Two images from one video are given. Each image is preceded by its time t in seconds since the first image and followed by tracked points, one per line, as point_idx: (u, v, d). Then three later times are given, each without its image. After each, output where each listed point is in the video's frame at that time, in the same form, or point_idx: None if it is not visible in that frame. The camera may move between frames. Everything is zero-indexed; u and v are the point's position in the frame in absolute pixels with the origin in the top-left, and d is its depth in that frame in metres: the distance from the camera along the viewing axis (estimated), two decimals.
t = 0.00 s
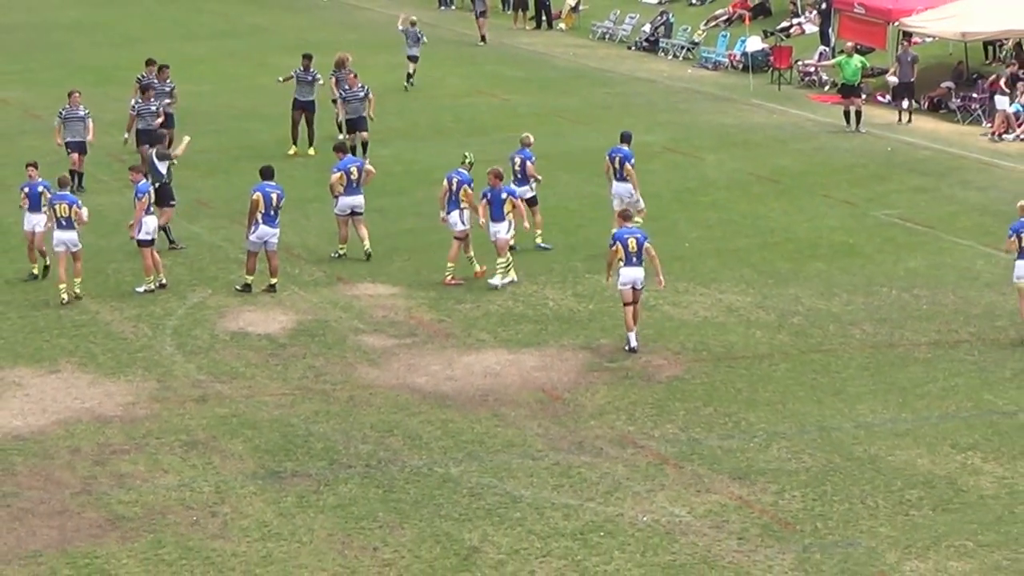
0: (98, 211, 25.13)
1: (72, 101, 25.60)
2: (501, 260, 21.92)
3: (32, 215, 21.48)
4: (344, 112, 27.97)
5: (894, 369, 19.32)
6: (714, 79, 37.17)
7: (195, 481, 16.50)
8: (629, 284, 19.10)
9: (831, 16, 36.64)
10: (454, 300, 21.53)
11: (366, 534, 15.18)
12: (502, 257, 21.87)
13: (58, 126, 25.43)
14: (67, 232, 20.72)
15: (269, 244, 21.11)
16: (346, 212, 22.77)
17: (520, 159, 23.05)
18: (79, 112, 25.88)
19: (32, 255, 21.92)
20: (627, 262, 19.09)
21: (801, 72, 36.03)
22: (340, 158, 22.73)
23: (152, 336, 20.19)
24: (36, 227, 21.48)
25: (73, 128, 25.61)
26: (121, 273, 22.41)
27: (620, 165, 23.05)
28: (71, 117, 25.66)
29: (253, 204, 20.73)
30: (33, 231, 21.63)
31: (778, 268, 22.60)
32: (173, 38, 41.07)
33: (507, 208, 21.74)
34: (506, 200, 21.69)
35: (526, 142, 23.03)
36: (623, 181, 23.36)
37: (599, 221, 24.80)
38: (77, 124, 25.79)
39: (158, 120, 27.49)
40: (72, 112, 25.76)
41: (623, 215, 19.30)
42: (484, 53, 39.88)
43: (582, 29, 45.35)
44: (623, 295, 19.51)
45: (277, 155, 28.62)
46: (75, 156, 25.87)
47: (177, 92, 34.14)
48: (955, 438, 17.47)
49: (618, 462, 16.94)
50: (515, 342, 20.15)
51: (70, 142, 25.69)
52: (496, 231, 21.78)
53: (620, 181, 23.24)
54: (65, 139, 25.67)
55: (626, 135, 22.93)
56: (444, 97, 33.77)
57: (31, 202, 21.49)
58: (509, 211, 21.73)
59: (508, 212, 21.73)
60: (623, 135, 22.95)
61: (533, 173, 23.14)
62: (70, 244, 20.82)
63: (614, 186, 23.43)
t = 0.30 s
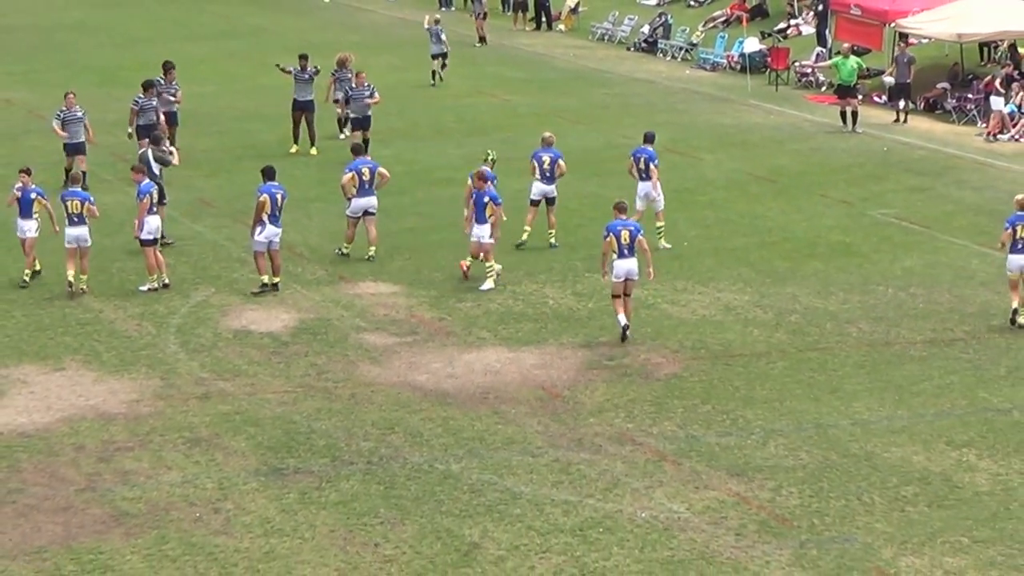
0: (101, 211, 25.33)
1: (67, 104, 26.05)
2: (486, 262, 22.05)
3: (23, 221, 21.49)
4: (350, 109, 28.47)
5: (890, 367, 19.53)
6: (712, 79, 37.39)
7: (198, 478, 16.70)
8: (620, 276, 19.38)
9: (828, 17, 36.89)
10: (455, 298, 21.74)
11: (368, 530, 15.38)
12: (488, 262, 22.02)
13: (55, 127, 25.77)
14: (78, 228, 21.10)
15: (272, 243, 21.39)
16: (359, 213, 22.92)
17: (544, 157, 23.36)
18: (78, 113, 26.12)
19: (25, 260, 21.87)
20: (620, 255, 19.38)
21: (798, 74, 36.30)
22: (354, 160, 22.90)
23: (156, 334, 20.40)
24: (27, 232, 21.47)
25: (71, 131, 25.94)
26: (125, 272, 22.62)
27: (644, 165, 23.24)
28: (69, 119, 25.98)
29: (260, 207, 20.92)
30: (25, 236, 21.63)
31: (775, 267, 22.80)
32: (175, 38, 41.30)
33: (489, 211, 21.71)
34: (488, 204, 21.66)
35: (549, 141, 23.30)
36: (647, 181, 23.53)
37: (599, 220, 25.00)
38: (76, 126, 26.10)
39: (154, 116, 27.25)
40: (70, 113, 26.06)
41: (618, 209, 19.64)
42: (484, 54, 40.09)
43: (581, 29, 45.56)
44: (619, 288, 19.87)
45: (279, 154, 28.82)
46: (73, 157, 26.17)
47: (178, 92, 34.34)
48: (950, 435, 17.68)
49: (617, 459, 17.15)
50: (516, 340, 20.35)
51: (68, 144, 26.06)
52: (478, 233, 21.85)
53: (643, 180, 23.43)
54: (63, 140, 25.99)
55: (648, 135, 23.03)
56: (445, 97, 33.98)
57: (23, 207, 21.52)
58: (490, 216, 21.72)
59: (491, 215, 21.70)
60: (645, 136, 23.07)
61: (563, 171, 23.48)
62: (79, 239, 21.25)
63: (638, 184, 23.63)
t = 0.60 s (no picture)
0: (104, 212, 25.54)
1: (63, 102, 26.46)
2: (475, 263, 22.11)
3: (18, 224, 21.65)
4: (353, 107, 28.77)
5: (887, 367, 19.72)
6: (710, 82, 37.62)
7: (201, 476, 16.89)
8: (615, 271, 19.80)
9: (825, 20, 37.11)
10: (455, 299, 21.94)
11: (369, 529, 15.57)
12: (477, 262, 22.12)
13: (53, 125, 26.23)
14: (86, 224, 21.62)
15: (271, 248, 21.52)
16: (364, 214, 23.10)
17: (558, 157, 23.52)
18: (76, 111, 26.50)
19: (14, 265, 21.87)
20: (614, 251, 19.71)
21: (795, 77, 36.53)
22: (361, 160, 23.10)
23: (159, 334, 20.60)
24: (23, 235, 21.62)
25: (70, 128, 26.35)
26: (128, 272, 22.82)
27: (665, 164, 23.49)
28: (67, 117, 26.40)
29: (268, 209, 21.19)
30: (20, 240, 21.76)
31: (773, 268, 22.99)
32: (177, 42, 41.55)
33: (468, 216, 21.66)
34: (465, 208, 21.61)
35: (564, 140, 23.46)
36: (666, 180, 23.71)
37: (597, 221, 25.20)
38: (74, 124, 26.45)
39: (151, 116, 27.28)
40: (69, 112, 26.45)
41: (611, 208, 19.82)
42: (483, 57, 40.31)
43: (580, 32, 45.78)
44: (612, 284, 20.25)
45: (280, 157, 29.03)
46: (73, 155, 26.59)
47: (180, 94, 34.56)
48: (946, 434, 17.87)
49: (616, 457, 17.33)
50: (516, 340, 20.55)
51: (67, 142, 26.46)
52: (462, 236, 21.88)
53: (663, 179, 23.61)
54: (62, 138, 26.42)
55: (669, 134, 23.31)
56: (444, 99, 34.19)
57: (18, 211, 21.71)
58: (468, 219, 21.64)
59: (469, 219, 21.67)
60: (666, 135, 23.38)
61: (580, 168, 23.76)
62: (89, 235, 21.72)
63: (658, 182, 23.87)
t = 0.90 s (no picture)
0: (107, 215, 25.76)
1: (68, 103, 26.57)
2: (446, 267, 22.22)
3: (11, 234, 21.46)
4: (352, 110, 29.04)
5: (883, 369, 19.92)
6: (709, 87, 37.86)
7: (204, 477, 17.09)
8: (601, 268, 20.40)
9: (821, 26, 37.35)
10: (456, 301, 22.16)
11: (371, 529, 15.76)
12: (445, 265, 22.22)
13: (55, 126, 26.43)
14: (93, 221, 22.08)
15: (270, 253, 21.77)
16: (373, 220, 23.21)
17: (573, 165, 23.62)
18: (79, 113, 26.67)
19: (9, 276, 21.70)
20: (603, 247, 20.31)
21: (792, 81, 36.77)
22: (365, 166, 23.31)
23: (163, 336, 20.81)
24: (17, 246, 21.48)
25: (72, 130, 26.52)
26: (132, 275, 23.04)
27: (684, 166, 23.82)
28: (69, 119, 26.56)
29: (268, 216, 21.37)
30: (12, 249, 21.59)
31: (770, 270, 23.20)
32: (180, 47, 41.80)
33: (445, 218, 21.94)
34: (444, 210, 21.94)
35: (577, 148, 23.55)
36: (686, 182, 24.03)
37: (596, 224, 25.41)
38: (77, 126, 26.63)
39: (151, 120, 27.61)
40: (71, 113, 26.59)
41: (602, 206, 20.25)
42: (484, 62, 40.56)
43: (579, 37, 46.03)
44: (596, 277, 20.88)
45: (282, 160, 29.25)
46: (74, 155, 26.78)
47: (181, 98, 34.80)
48: (942, 435, 18.06)
49: (614, 458, 17.53)
50: (516, 342, 20.76)
51: (69, 143, 26.63)
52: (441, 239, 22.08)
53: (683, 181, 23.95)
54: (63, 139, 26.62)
55: (686, 137, 23.65)
56: (444, 104, 34.41)
57: (9, 220, 21.47)
58: (444, 221, 21.94)
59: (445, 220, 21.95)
60: (683, 137, 23.73)
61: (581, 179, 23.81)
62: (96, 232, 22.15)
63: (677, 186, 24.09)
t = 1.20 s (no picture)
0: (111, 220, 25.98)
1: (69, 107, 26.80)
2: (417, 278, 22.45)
3: (7, 243, 21.37)
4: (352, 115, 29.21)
5: (879, 373, 20.13)
6: (708, 94, 38.10)
7: (207, 479, 17.29)
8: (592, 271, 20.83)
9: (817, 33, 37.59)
10: (456, 305, 22.37)
11: (372, 531, 15.96)
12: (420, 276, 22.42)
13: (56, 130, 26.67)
14: (103, 225, 22.40)
15: (267, 258, 21.93)
16: (378, 226, 23.41)
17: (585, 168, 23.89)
18: (80, 116, 26.86)
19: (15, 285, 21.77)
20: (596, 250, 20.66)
21: (789, 88, 37.02)
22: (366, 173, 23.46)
23: (167, 340, 21.02)
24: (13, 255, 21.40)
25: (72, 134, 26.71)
26: (136, 279, 23.26)
27: (701, 169, 24.08)
28: (70, 123, 26.75)
29: (264, 219, 21.51)
30: (7, 258, 21.52)
31: (767, 275, 23.42)
32: (183, 54, 42.07)
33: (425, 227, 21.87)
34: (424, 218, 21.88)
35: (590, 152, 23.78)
36: (702, 185, 24.26)
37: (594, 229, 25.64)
38: (78, 130, 26.82)
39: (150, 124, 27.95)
40: (72, 117, 26.79)
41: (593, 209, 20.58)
42: (484, 69, 40.82)
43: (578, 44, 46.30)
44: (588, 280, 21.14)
45: (284, 166, 29.48)
46: (75, 158, 27.07)
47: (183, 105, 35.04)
48: (938, 439, 18.26)
49: (613, 461, 17.73)
50: (516, 346, 20.97)
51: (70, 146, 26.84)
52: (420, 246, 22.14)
53: (699, 184, 24.17)
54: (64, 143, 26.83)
55: (701, 140, 24.03)
56: (445, 110, 34.65)
57: (5, 229, 21.37)
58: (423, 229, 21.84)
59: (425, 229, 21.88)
60: (698, 141, 24.08)
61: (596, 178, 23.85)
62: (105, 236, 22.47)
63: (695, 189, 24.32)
